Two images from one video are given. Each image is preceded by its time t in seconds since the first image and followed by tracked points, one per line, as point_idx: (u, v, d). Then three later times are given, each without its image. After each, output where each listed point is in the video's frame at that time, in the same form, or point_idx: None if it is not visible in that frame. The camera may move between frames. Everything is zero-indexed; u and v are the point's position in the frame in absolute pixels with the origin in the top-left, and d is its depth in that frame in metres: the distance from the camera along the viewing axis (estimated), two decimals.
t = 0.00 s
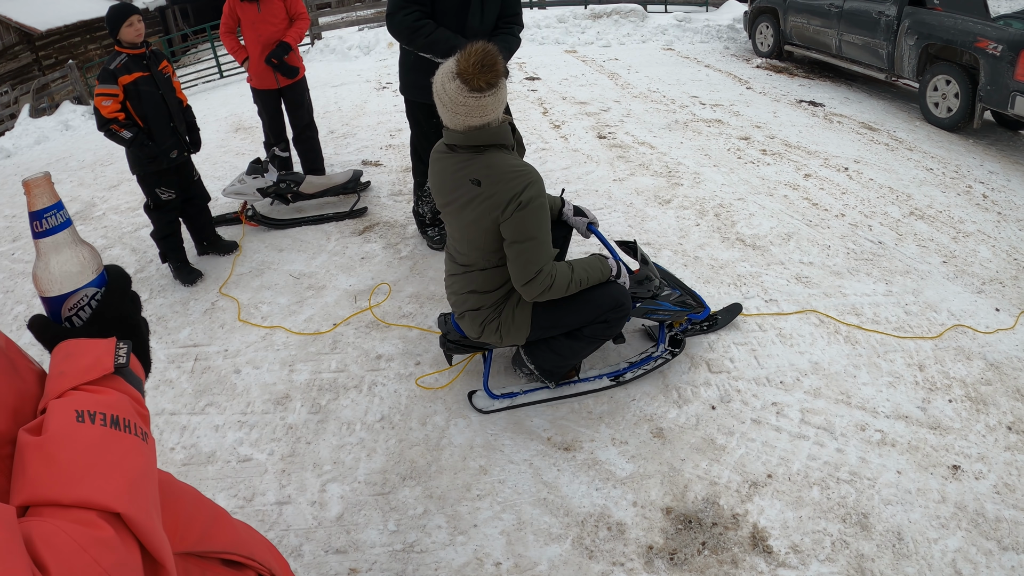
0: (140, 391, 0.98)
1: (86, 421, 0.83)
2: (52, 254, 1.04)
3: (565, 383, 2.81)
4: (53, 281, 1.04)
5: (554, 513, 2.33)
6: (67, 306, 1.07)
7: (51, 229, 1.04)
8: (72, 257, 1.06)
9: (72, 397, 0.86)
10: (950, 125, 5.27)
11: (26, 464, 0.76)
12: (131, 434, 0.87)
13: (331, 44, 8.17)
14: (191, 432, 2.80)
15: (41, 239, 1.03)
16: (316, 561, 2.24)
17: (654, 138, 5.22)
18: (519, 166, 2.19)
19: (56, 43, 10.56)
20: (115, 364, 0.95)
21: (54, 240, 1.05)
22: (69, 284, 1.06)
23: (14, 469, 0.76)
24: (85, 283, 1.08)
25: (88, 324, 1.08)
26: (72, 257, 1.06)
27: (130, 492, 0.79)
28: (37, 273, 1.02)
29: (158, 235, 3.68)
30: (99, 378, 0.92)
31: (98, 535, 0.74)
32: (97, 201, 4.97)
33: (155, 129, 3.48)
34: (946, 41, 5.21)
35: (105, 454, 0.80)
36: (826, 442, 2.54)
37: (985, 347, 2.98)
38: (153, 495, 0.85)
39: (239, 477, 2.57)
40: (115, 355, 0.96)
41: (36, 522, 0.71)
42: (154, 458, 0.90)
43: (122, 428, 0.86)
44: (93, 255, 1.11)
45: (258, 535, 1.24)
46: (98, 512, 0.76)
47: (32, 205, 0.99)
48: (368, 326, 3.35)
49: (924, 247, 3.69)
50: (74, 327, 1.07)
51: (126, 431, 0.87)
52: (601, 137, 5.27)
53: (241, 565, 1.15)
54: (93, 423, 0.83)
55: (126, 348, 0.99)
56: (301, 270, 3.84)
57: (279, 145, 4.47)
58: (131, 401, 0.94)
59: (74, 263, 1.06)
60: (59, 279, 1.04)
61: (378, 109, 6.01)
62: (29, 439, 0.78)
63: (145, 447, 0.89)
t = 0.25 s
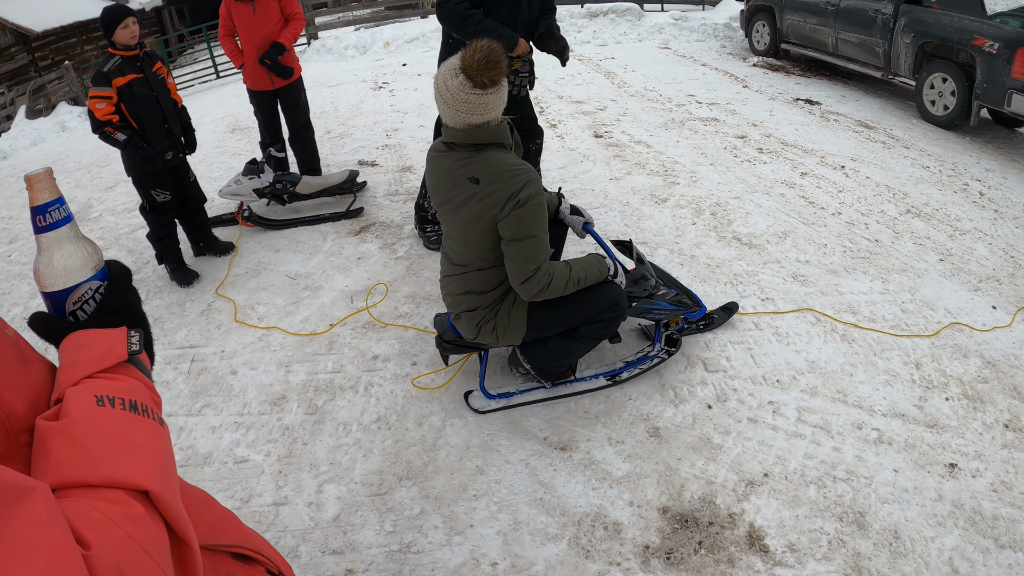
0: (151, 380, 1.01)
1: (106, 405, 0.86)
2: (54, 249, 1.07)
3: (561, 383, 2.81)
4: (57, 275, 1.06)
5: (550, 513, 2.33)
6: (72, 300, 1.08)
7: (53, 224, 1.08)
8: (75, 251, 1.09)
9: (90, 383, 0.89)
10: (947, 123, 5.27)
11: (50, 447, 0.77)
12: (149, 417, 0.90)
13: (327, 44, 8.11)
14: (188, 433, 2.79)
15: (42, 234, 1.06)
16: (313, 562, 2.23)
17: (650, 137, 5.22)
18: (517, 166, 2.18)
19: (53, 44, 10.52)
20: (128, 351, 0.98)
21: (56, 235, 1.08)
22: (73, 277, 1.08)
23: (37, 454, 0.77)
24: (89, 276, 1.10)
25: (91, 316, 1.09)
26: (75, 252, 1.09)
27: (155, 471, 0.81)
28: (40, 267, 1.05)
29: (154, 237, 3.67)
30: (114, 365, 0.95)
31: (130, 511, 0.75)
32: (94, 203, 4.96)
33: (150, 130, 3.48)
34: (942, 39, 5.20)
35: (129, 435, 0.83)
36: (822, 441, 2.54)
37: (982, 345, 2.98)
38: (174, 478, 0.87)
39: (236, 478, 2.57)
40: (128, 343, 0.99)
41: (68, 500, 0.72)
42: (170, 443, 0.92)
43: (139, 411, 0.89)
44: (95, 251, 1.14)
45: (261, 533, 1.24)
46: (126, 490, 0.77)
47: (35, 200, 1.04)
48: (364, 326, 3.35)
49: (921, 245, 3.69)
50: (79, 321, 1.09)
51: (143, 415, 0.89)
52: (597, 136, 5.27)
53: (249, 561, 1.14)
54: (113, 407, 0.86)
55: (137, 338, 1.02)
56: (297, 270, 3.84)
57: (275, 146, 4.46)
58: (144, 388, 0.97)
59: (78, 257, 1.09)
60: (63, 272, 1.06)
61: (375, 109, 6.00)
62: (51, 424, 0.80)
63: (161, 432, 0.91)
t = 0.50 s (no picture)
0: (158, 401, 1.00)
1: (119, 426, 0.85)
2: (67, 263, 1.05)
3: (556, 381, 2.81)
4: (68, 291, 1.05)
5: (546, 511, 2.33)
6: (82, 315, 1.07)
7: (67, 238, 1.05)
8: (88, 267, 1.08)
9: (102, 402, 0.88)
10: (941, 119, 5.28)
11: (63, 466, 0.77)
12: (159, 440, 0.90)
13: (321, 44, 8.04)
14: (184, 435, 2.78)
15: (56, 247, 1.04)
16: (309, 563, 2.23)
17: (645, 135, 5.22)
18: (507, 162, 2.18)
19: (46, 46, 10.48)
20: (140, 372, 0.97)
21: (69, 249, 1.06)
22: (86, 293, 1.07)
23: (47, 472, 0.77)
24: (101, 294, 1.09)
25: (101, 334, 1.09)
26: (88, 267, 1.07)
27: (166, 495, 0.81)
28: (52, 281, 1.03)
29: (148, 239, 3.66)
30: (125, 386, 0.94)
31: (143, 536, 0.75)
32: (88, 205, 4.95)
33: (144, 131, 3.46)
34: (936, 35, 5.21)
35: (142, 458, 0.83)
36: (818, 438, 2.54)
37: (977, 340, 2.99)
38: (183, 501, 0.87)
39: (232, 479, 2.56)
40: (140, 364, 0.98)
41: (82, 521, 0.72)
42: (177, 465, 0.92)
43: (151, 435, 0.89)
44: (106, 266, 1.12)
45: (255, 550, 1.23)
46: (138, 514, 0.77)
47: (52, 212, 1.02)
48: (359, 326, 3.34)
49: (916, 241, 3.69)
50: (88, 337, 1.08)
51: (154, 437, 0.89)
52: (591, 134, 5.26)
53: None
54: (125, 429, 0.86)
55: (148, 359, 1.01)
56: (292, 271, 3.83)
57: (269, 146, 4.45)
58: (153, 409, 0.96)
59: (91, 273, 1.07)
60: (75, 288, 1.05)
61: (369, 109, 5.99)
62: (63, 442, 0.79)
63: (170, 454, 0.91)
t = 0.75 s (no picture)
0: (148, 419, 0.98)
1: (108, 444, 0.83)
2: (62, 276, 1.03)
3: (549, 378, 2.80)
4: (62, 304, 1.04)
5: (540, 509, 2.32)
6: (74, 329, 1.06)
7: (64, 250, 1.02)
8: (84, 281, 1.06)
9: (92, 419, 0.87)
10: (933, 113, 5.30)
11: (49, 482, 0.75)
12: (149, 459, 0.88)
13: (312, 43, 8.03)
14: (177, 437, 2.76)
15: (52, 259, 1.01)
16: (303, 564, 2.21)
17: (636, 131, 5.21)
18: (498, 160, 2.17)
19: (35, 48, 10.40)
20: (132, 391, 0.95)
21: (66, 262, 1.03)
22: (80, 306, 1.06)
23: (33, 488, 0.75)
24: (95, 307, 1.09)
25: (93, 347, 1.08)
26: (84, 281, 1.06)
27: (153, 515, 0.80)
28: (45, 293, 1.02)
29: (140, 240, 3.64)
30: (116, 404, 0.92)
31: (129, 556, 0.74)
32: (79, 207, 4.91)
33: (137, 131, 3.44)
34: (928, 29, 5.22)
35: (130, 476, 0.81)
36: (812, 432, 2.53)
37: (970, 333, 2.99)
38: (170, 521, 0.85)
39: (225, 481, 2.54)
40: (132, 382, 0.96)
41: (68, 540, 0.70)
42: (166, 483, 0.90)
43: (139, 453, 0.87)
44: (102, 281, 1.11)
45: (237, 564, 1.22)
46: (123, 533, 0.75)
47: (49, 225, 1.00)
48: (351, 326, 3.32)
49: (909, 235, 3.69)
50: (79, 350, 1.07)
51: (144, 456, 0.87)
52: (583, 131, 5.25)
53: None
54: (115, 447, 0.84)
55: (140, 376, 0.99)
56: (284, 271, 3.80)
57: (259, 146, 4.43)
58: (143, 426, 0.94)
59: (86, 287, 1.06)
60: (69, 301, 1.05)
61: (360, 108, 5.96)
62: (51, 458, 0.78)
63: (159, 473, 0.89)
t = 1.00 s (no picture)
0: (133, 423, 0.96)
1: (90, 449, 0.81)
2: (46, 279, 1.02)
3: (542, 376, 2.78)
4: (46, 307, 1.02)
5: (535, 507, 2.30)
6: (60, 333, 1.03)
7: (48, 254, 1.01)
8: (67, 284, 1.05)
9: (75, 424, 0.84)
10: (925, 107, 5.33)
11: (29, 489, 0.73)
12: (133, 464, 0.85)
13: (302, 42, 7.99)
14: (169, 439, 2.73)
15: (36, 263, 1.00)
16: (297, 566, 2.19)
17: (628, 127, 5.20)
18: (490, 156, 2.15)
19: (24, 49, 10.31)
20: (116, 395, 0.92)
21: (49, 265, 1.02)
22: (64, 310, 1.03)
23: (11, 495, 0.73)
24: (78, 310, 1.05)
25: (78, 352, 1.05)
26: (67, 284, 1.04)
27: (136, 520, 0.77)
28: (29, 296, 1.00)
29: (131, 241, 3.60)
30: (99, 408, 0.89)
31: (110, 563, 0.71)
32: (69, 209, 4.87)
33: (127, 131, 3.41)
34: (919, 23, 5.22)
35: (112, 481, 0.79)
36: (807, 427, 2.52)
37: (964, 326, 2.99)
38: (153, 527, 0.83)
39: (218, 483, 2.52)
40: (115, 386, 0.93)
41: (47, 547, 0.68)
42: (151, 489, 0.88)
43: (123, 458, 0.84)
44: (86, 285, 1.09)
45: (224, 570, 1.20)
46: (104, 540, 0.73)
47: (32, 226, 0.98)
48: (343, 325, 3.30)
49: (901, 229, 3.69)
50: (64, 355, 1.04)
51: (127, 461, 0.85)
52: (575, 127, 5.23)
53: None
54: (97, 452, 0.81)
55: (125, 380, 0.96)
56: (275, 271, 3.78)
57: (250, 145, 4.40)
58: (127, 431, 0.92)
59: (70, 289, 1.04)
60: (52, 304, 1.02)
61: (351, 106, 5.94)
62: (30, 464, 0.75)
63: (144, 478, 0.87)
